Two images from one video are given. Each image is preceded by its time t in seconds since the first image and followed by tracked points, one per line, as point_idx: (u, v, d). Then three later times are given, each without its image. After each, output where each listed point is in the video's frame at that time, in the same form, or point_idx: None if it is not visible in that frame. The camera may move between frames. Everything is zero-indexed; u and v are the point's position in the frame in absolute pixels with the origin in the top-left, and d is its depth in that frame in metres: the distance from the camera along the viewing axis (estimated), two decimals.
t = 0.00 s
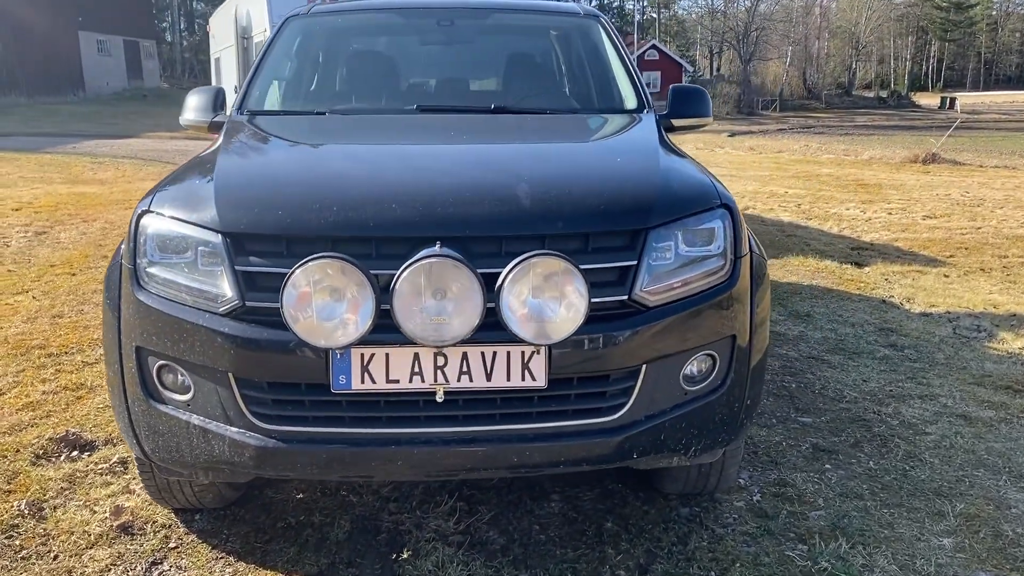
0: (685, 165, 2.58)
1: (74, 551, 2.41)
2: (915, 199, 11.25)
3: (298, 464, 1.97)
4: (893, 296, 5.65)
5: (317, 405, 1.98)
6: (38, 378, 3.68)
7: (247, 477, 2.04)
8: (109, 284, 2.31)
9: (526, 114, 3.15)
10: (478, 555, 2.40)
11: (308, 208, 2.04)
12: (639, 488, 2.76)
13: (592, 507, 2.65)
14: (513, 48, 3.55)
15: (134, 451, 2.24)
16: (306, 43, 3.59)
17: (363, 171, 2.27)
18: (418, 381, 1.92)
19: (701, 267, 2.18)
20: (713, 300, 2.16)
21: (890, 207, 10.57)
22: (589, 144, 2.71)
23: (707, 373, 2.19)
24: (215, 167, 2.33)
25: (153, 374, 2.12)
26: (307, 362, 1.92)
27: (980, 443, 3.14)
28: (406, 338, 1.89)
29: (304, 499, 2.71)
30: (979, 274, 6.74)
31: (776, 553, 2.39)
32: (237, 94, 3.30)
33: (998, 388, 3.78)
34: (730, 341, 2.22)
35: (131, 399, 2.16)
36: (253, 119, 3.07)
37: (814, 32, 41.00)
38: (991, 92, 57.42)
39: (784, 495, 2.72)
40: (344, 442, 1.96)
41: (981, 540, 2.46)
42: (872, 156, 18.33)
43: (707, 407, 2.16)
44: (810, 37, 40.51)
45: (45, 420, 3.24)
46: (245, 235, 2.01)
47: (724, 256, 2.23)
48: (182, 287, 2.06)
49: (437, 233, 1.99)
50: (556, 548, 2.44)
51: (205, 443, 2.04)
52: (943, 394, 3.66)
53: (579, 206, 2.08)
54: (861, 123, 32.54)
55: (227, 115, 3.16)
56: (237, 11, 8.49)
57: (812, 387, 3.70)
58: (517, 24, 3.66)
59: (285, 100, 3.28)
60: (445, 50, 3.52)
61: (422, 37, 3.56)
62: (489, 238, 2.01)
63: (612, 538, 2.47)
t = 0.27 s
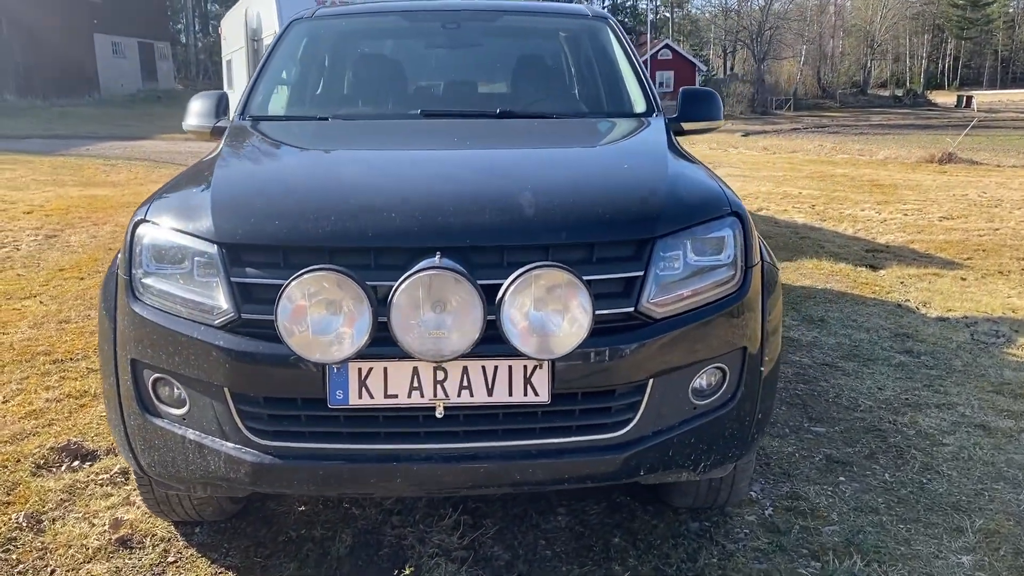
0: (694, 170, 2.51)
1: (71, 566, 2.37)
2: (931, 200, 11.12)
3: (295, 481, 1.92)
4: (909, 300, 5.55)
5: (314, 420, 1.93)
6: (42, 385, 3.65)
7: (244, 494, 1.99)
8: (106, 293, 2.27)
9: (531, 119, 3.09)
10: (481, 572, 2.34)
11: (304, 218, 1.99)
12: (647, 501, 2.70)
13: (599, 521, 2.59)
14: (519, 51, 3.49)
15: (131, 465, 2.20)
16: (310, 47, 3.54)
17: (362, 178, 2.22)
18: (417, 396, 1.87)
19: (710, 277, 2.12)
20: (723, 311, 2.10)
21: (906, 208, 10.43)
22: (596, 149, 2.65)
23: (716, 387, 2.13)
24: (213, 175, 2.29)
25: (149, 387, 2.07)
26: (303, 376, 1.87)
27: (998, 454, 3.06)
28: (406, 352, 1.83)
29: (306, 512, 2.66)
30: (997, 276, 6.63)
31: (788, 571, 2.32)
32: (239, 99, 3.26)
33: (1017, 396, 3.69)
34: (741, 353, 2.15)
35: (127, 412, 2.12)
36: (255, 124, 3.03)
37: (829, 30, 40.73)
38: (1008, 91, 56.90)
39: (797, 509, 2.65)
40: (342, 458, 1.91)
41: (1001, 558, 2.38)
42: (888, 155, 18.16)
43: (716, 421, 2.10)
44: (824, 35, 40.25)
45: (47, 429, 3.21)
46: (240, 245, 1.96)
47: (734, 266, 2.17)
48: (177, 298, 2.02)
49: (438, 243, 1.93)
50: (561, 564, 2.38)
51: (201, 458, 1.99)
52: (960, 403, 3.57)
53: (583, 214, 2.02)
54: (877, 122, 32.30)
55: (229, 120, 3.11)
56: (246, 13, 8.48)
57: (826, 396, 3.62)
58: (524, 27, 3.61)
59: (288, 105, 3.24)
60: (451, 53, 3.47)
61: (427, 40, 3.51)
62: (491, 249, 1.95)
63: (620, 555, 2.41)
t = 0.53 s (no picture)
0: (703, 183, 2.44)
1: None
2: (946, 203, 10.99)
3: (289, 509, 1.85)
4: (924, 308, 5.45)
5: (309, 446, 1.86)
6: (42, 399, 3.60)
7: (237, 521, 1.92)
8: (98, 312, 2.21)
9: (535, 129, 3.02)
10: None
11: (299, 236, 1.92)
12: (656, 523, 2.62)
13: (606, 544, 2.52)
14: (524, 60, 3.42)
15: (123, 489, 2.13)
16: (311, 56, 3.48)
17: (359, 194, 2.16)
18: (414, 422, 1.80)
19: (719, 295, 2.04)
20: (733, 332, 2.02)
21: (919, 211, 10.31)
22: (602, 161, 2.57)
23: (726, 410, 2.05)
24: (207, 191, 2.23)
25: (141, 410, 2.01)
26: (297, 401, 1.80)
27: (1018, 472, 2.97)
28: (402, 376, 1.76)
29: (305, 533, 2.61)
30: (1013, 283, 6.52)
31: None
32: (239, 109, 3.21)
33: None
34: (751, 375, 2.08)
35: (119, 435, 2.06)
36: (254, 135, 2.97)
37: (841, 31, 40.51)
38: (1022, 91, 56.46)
39: (811, 531, 2.57)
40: (337, 486, 1.84)
41: None
42: (901, 157, 18.00)
43: (726, 445, 2.03)
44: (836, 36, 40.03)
45: (45, 446, 3.16)
46: (233, 264, 1.90)
47: (744, 283, 2.09)
48: (169, 319, 1.95)
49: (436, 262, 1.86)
50: None
51: (193, 484, 1.93)
52: (978, 417, 3.48)
53: (587, 232, 1.94)
54: (889, 123, 32.08)
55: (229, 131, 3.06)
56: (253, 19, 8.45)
57: (839, 410, 3.53)
58: (529, 35, 3.53)
59: (288, 116, 3.18)
60: (454, 62, 3.40)
61: (430, 49, 3.44)
62: (492, 267, 1.88)
63: None
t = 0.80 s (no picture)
0: (708, 195, 2.36)
1: None
2: (958, 205, 10.87)
3: (278, 536, 1.79)
4: (936, 315, 5.36)
5: (299, 471, 1.80)
6: (39, 412, 3.55)
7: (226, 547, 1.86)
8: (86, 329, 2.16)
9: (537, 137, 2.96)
10: None
11: (288, 253, 1.86)
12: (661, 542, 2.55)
13: (610, 565, 2.45)
14: (526, 67, 3.35)
15: (111, 511, 2.07)
16: (309, 63, 3.42)
17: (352, 207, 2.09)
18: (407, 446, 1.74)
19: (725, 312, 1.97)
20: (740, 351, 1.95)
21: (931, 214, 10.19)
22: (604, 171, 2.50)
23: (733, 431, 1.98)
24: (198, 205, 2.17)
25: (129, 431, 1.95)
26: (286, 425, 1.74)
27: None
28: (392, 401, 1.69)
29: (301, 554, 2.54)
30: None
31: None
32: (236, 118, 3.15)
33: None
34: (758, 395, 2.01)
35: (106, 457, 2.00)
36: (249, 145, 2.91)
37: (851, 31, 40.30)
38: None
39: (821, 552, 2.49)
40: (328, 512, 1.77)
41: None
42: (912, 158, 17.85)
43: (732, 468, 1.96)
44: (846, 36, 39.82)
45: (39, 461, 3.11)
46: (222, 282, 1.84)
47: (750, 299, 2.02)
48: (156, 338, 1.90)
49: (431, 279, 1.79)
50: None
51: (181, 508, 1.87)
52: (993, 430, 3.39)
53: (587, 247, 1.87)
54: (900, 124, 31.88)
55: (225, 140, 3.00)
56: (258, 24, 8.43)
57: (849, 423, 3.45)
58: (531, 41, 3.47)
59: (285, 125, 3.12)
60: (455, 69, 3.34)
61: (430, 55, 3.38)
62: (489, 285, 1.82)
63: None
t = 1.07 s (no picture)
0: (706, 207, 2.30)
1: None
2: (968, 209, 10.76)
3: (260, 564, 1.73)
4: (945, 322, 5.27)
5: (282, 498, 1.74)
6: (32, 426, 3.51)
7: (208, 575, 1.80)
8: (68, 348, 2.10)
9: (533, 148, 2.89)
10: None
11: (270, 271, 1.80)
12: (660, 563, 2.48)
13: None
14: (523, 76, 3.29)
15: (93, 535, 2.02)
16: (302, 73, 3.37)
17: (340, 223, 2.03)
18: (392, 473, 1.68)
19: (721, 331, 1.91)
20: (738, 370, 1.89)
21: (940, 218, 10.09)
22: (599, 183, 2.44)
23: (732, 453, 1.92)
24: (182, 221, 2.12)
25: (109, 454, 1.90)
26: (268, 450, 1.69)
27: None
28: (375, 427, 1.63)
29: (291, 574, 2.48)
30: None
31: None
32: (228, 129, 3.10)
33: None
34: (757, 416, 1.94)
35: (87, 480, 1.95)
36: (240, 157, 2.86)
37: (859, 31, 40.12)
38: None
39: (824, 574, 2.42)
40: (311, 540, 1.71)
41: None
42: (921, 160, 17.73)
43: (730, 492, 1.89)
44: (854, 37, 39.66)
45: (29, 476, 3.06)
46: (202, 301, 1.78)
47: (749, 317, 1.96)
48: (136, 360, 1.85)
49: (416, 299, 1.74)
50: None
51: (161, 535, 1.81)
52: (1003, 443, 3.32)
53: (579, 264, 1.81)
54: (908, 125, 31.71)
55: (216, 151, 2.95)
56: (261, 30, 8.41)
57: (855, 436, 3.37)
58: (529, 48, 3.41)
59: (277, 136, 3.07)
60: (452, 77, 3.28)
61: (426, 63, 3.32)
62: (477, 305, 1.76)
63: None
